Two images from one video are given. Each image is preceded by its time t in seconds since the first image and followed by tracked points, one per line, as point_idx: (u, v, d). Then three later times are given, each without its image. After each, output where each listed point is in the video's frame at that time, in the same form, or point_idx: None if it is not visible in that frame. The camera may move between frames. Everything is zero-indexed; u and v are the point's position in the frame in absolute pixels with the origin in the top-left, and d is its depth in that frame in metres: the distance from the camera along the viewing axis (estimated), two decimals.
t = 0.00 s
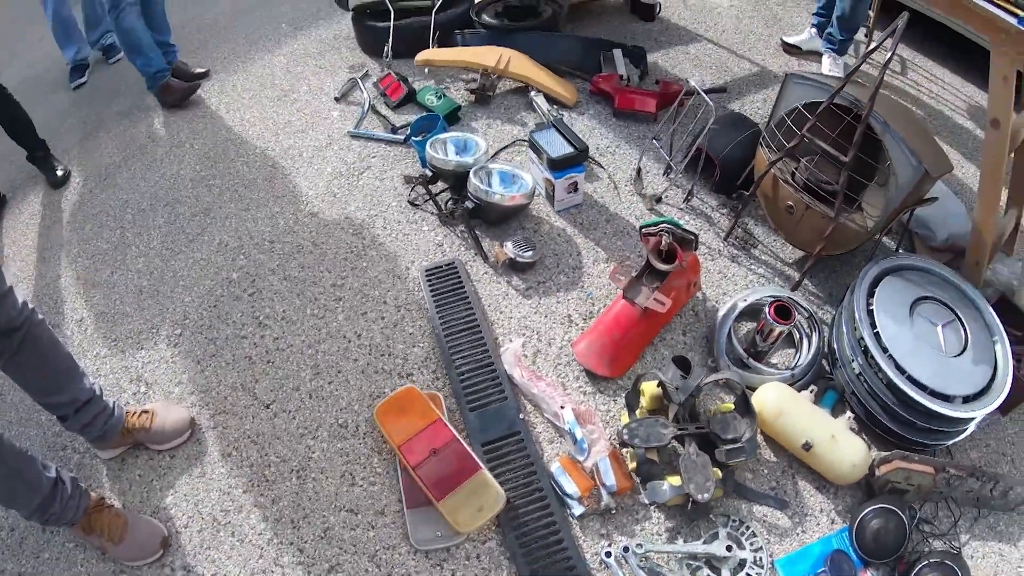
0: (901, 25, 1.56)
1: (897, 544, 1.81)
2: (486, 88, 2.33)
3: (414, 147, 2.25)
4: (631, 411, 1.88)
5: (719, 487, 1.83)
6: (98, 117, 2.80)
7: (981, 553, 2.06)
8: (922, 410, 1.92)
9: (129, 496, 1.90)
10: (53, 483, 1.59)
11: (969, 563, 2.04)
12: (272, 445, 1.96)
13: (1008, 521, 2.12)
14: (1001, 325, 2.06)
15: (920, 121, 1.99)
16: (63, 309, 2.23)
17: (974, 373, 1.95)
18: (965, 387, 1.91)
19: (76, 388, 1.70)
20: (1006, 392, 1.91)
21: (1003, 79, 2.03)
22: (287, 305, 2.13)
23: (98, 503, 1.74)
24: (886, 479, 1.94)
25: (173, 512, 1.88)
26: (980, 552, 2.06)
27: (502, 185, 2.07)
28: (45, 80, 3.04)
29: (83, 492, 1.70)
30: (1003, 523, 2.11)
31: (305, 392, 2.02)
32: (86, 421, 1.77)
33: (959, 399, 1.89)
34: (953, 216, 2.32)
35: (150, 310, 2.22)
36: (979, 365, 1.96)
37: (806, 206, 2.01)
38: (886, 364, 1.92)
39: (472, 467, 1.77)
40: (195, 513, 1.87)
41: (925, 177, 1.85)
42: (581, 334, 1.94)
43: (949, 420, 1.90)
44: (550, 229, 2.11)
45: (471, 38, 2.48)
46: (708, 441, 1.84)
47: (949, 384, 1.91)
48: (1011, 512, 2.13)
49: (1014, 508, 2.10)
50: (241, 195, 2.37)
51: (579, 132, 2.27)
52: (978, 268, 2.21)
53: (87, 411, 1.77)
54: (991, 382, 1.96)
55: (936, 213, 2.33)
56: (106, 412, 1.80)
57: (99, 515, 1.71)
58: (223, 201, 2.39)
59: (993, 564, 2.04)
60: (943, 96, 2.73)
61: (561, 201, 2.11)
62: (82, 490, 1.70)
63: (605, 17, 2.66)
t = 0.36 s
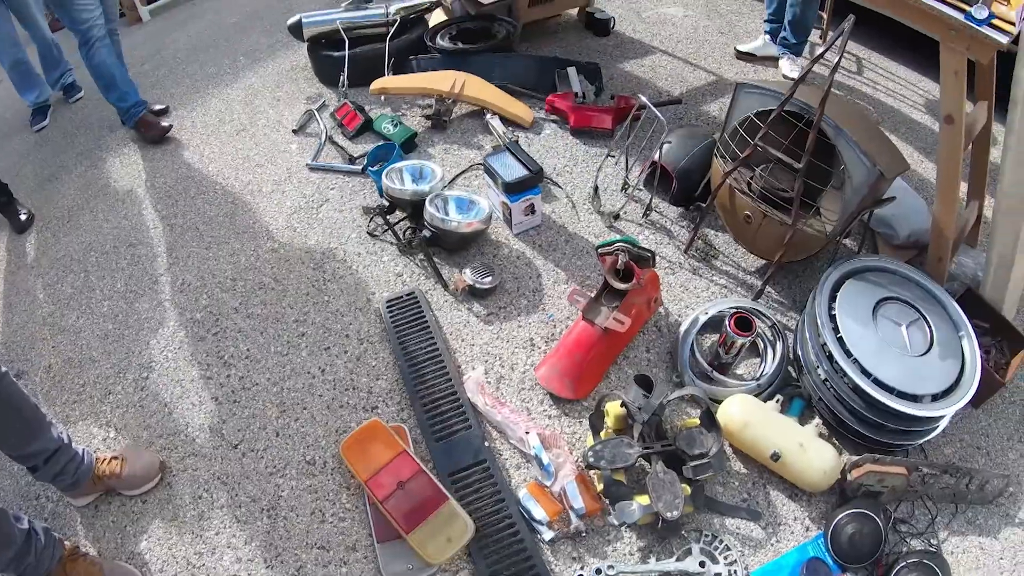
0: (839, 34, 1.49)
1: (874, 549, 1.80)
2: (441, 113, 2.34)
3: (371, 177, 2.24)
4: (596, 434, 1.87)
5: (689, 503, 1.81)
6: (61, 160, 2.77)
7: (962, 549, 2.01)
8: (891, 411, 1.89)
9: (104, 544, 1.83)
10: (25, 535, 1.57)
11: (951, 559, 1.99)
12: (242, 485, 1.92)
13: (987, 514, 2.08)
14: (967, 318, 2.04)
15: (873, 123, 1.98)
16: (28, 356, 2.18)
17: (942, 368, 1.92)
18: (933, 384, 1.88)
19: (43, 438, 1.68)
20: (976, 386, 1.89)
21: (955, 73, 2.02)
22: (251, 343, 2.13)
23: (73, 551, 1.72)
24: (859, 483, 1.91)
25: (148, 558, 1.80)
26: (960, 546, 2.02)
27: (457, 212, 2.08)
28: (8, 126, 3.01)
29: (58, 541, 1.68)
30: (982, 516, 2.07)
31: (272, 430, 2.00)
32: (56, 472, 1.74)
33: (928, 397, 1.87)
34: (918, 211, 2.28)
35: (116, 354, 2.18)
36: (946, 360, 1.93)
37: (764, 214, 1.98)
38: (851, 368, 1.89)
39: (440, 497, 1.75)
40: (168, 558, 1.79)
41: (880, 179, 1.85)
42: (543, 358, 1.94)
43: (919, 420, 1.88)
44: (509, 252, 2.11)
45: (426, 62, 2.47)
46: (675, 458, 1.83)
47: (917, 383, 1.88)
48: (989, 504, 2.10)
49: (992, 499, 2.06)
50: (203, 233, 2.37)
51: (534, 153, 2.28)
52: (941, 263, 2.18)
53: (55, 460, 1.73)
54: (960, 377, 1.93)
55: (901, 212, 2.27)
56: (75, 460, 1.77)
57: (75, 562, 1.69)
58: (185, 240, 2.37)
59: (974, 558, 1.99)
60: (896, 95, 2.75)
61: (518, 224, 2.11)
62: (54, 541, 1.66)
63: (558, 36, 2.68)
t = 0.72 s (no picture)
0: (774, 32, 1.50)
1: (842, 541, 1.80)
2: (386, 138, 2.33)
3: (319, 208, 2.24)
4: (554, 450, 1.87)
5: (652, 512, 1.81)
6: (11, 206, 2.70)
7: (935, 532, 1.99)
8: (849, 403, 1.87)
9: None
10: None
11: (924, 543, 1.97)
12: (209, 527, 1.87)
13: (957, 494, 2.06)
14: (918, 302, 2.04)
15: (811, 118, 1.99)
16: None
17: (898, 353, 1.91)
18: (891, 372, 1.87)
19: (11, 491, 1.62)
20: (933, 369, 1.88)
21: (890, 63, 2.02)
22: (210, 383, 2.12)
23: None
24: (823, 477, 1.91)
25: None
26: (932, 529, 2.00)
27: (405, 237, 2.09)
28: None
29: None
30: (952, 497, 2.06)
31: (235, 469, 1.97)
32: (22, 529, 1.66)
33: (885, 384, 1.85)
34: (864, 200, 2.28)
35: (77, 403, 2.12)
36: (903, 346, 1.93)
37: (709, 218, 1.99)
38: (807, 365, 1.86)
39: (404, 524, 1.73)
40: None
41: (821, 173, 1.88)
42: (498, 377, 1.95)
43: (878, 410, 1.87)
44: (459, 273, 2.12)
45: (370, 87, 2.46)
46: (636, 468, 1.83)
47: (876, 372, 1.87)
48: (958, 484, 2.08)
49: (959, 480, 2.05)
50: (158, 274, 2.34)
51: (480, 172, 2.28)
52: (891, 250, 2.16)
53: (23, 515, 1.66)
54: (917, 361, 1.93)
55: (848, 202, 2.28)
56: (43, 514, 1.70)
57: None
58: (140, 282, 2.34)
59: (946, 539, 1.98)
60: (836, 87, 2.79)
61: (467, 244, 2.12)
62: None
63: (500, 51, 2.68)
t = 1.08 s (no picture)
0: (691, 21, 1.57)
1: (796, 529, 1.81)
2: (320, 164, 2.32)
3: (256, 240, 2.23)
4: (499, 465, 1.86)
5: (600, 518, 1.81)
6: None
7: (893, 511, 1.98)
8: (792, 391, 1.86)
9: None
10: None
11: (883, 524, 1.96)
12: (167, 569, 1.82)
13: (914, 471, 2.06)
14: (857, 284, 2.05)
15: (733, 111, 1.99)
16: None
17: (841, 335, 1.92)
18: (832, 356, 1.87)
19: None
20: (875, 349, 1.89)
21: (808, 47, 1.98)
22: (160, 425, 2.10)
23: None
24: (772, 469, 1.89)
25: None
26: (891, 508, 1.99)
27: (339, 263, 2.11)
28: None
29: None
30: (909, 474, 2.05)
31: (189, 509, 1.93)
32: None
33: (830, 368, 1.85)
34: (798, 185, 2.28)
35: (32, 456, 2.06)
36: (845, 329, 1.93)
37: (640, 218, 1.98)
38: (746, 357, 1.85)
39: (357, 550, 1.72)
40: None
41: (746, 166, 1.88)
42: (441, 397, 1.95)
43: (822, 395, 1.86)
44: (397, 295, 2.12)
45: (303, 114, 2.44)
46: (582, 475, 1.81)
47: (818, 358, 1.86)
48: (914, 460, 2.07)
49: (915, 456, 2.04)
50: (105, 320, 2.32)
51: (414, 192, 2.29)
52: (827, 234, 2.16)
53: None
54: (859, 343, 1.93)
55: (782, 189, 2.27)
56: None
57: None
58: (87, 329, 2.31)
59: (907, 517, 1.97)
60: (766, 79, 2.83)
61: (403, 265, 2.12)
62: None
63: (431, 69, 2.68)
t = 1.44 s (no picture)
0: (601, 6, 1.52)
1: (745, 507, 1.79)
2: (251, 180, 2.31)
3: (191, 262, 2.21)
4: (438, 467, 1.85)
5: (542, 513, 1.79)
6: None
7: (845, 481, 1.96)
8: (730, 370, 1.84)
9: None
10: None
11: (836, 496, 1.94)
12: None
13: (864, 439, 2.04)
14: (791, 256, 2.03)
15: (650, 93, 1.98)
16: None
17: (777, 308, 1.90)
18: (767, 331, 1.84)
19: None
20: (812, 320, 1.88)
21: (722, 25, 1.94)
22: (105, 456, 2.04)
23: None
24: (715, 449, 1.85)
25: None
26: (843, 478, 1.97)
27: (272, 279, 2.10)
28: None
29: None
30: (859, 442, 2.03)
31: (138, 537, 1.87)
32: None
33: (768, 343, 1.83)
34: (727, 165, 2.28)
35: None
36: (780, 302, 1.91)
37: (565, 208, 1.96)
38: (679, 340, 1.82)
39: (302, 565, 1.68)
40: None
41: (666, 146, 1.86)
42: (378, 405, 1.95)
43: (761, 370, 1.84)
44: (331, 305, 2.12)
45: (233, 132, 2.43)
46: (521, 469, 1.80)
47: (753, 334, 1.83)
48: (865, 429, 2.05)
49: (864, 425, 2.01)
50: (48, 352, 2.27)
51: (346, 201, 2.28)
52: (759, 210, 2.13)
53: None
54: (795, 315, 1.92)
55: (713, 169, 2.27)
56: None
57: None
58: (29, 363, 2.25)
59: (860, 486, 1.96)
60: (696, 63, 2.85)
61: (335, 275, 2.12)
62: None
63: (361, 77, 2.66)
